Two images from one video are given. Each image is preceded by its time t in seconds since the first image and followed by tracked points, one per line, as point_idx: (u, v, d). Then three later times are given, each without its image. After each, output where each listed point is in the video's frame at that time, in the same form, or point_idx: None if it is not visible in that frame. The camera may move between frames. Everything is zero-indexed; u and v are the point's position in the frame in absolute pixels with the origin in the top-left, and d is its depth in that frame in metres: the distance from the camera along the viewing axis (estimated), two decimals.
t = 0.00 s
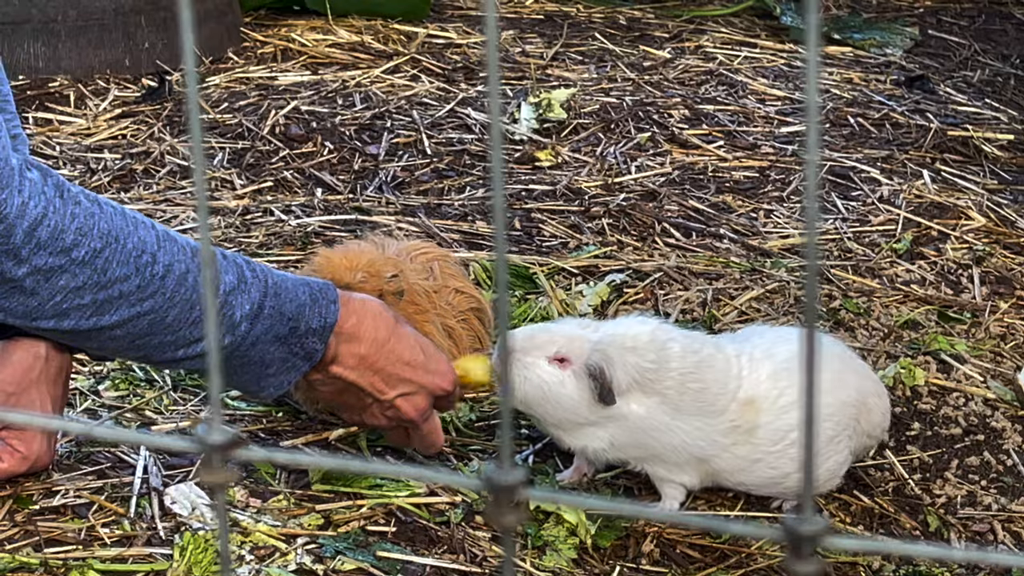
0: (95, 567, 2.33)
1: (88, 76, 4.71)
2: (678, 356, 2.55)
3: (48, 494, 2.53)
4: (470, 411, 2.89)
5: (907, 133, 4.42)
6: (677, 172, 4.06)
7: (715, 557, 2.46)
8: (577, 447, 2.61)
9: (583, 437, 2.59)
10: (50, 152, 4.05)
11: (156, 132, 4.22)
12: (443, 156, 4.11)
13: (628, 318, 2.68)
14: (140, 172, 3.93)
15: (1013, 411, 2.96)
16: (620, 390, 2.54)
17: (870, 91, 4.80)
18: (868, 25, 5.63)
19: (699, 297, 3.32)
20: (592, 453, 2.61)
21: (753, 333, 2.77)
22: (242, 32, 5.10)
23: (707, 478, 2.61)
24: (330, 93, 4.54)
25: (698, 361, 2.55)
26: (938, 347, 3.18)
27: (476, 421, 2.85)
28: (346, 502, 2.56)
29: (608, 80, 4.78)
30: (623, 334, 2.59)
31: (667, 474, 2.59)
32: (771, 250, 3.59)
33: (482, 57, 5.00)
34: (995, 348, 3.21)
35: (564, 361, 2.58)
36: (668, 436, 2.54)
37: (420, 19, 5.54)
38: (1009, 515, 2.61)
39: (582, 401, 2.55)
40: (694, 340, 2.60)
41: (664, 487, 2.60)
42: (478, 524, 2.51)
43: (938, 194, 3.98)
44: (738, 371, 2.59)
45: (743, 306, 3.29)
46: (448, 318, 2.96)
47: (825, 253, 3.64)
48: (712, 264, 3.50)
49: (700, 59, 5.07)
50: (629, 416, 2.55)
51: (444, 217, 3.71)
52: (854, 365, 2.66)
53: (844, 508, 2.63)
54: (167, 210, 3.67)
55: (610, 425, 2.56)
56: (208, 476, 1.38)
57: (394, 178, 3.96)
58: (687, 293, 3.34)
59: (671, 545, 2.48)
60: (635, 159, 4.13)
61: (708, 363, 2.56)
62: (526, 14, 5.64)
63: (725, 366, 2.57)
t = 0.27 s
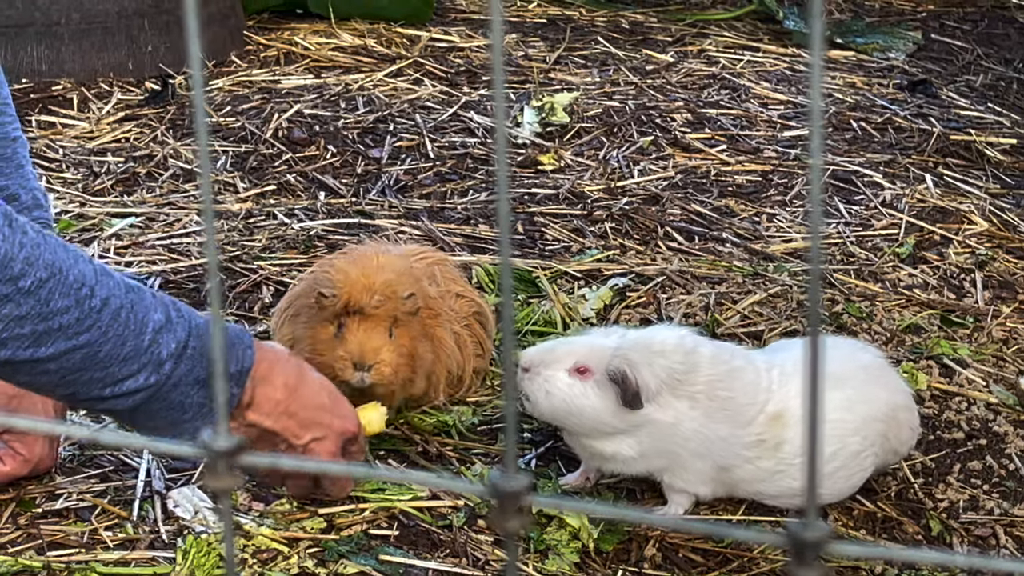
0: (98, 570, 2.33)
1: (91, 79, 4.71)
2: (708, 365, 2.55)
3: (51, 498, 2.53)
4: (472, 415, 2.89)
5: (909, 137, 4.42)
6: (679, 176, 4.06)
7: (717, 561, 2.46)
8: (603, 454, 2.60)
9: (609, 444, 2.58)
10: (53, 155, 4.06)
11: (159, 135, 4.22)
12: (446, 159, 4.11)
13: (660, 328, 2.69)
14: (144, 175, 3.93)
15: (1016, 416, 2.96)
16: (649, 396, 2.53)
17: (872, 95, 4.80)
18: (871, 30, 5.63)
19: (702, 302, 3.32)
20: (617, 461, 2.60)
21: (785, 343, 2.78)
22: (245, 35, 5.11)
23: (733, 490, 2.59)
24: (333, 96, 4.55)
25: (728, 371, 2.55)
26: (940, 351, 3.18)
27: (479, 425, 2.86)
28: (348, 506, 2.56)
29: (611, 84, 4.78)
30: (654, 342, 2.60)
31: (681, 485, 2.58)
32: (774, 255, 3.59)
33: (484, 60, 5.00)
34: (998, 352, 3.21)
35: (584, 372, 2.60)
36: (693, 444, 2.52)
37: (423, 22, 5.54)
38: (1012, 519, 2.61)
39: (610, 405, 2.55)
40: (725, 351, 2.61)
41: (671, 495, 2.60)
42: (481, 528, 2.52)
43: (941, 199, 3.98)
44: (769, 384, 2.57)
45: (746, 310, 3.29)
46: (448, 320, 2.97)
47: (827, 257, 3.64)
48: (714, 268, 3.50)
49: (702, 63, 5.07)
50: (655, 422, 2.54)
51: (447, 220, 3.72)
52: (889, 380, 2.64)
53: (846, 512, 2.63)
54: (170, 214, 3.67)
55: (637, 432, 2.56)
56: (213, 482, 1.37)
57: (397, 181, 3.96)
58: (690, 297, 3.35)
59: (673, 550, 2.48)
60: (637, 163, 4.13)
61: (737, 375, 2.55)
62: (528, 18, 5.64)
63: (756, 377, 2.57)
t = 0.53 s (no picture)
0: (101, 571, 2.33)
1: (95, 80, 4.71)
2: (694, 363, 2.53)
3: (54, 498, 2.54)
4: (475, 417, 2.90)
5: (913, 140, 4.42)
6: (683, 178, 4.07)
7: (720, 564, 2.47)
8: (589, 450, 2.59)
9: (595, 440, 2.57)
10: (57, 156, 4.06)
11: (162, 136, 4.23)
12: (450, 161, 4.11)
13: (646, 322, 2.67)
14: (147, 176, 3.93)
15: (1019, 418, 2.96)
16: (634, 393, 2.51)
17: (876, 98, 4.80)
18: (875, 33, 5.63)
19: (705, 304, 3.33)
20: (603, 457, 2.59)
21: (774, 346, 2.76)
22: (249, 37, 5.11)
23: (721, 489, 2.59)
24: (337, 98, 4.55)
25: (715, 370, 2.53)
26: (944, 353, 3.18)
27: (482, 427, 2.86)
28: (351, 508, 2.56)
29: (614, 86, 4.78)
30: (639, 338, 2.58)
31: (678, 486, 2.58)
32: (777, 257, 3.59)
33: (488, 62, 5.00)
34: (1001, 355, 3.21)
35: (564, 370, 2.58)
36: (679, 443, 2.52)
37: (427, 24, 5.55)
38: (1015, 522, 2.61)
39: (595, 402, 2.53)
40: (712, 348, 2.59)
41: (671, 496, 2.60)
42: (484, 530, 2.52)
43: (944, 201, 3.98)
44: (755, 386, 2.56)
45: (749, 312, 3.29)
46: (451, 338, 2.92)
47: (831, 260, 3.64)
48: (717, 271, 3.50)
49: (706, 65, 5.07)
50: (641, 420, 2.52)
51: (450, 222, 3.72)
52: (878, 381, 2.63)
53: (849, 515, 2.63)
54: (173, 215, 3.67)
55: (622, 429, 2.54)
56: (218, 484, 1.37)
57: (400, 183, 3.96)
58: (693, 299, 3.35)
59: (676, 552, 2.49)
60: (641, 165, 4.14)
61: (724, 374, 2.54)
62: (532, 20, 5.64)
63: (743, 377, 2.55)
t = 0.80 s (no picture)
0: (107, 572, 2.33)
1: (101, 81, 4.71)
2: (679, 361, 2.54)
3: (60, 499, 2.53)
4: (481, 418, 2.89)
5: (919, 142, 4.42)
6: (689, 180, 4.06)
7: (727, 565, 2.46)
8: (580, 450, 2.59)
9: (585, 440, 2.58)
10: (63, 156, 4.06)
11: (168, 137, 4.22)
12: (456, 162, 4.11)
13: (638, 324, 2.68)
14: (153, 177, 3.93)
15: None
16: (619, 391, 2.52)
17: (883, 100, 4.79)
18: (880, 35, 5.63)
19: (711, 306, 3.32)
20: (595, 457, 2.59)
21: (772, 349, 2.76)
22: (254, 38, 5.11)
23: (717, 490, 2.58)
24: (343, 99, 4.55)
25: (700, 369, 2.54)
26: (951, 356, 3.18)
27: (488, 428, 2.85)
28: (358, 509, 2.56)
29: (621, 88, 4.78)
30: (626, 337, 2.60)
31: (675, 485, 2.56)
32: (784, 259, 3.59)
33: (494, 64, 5.00)
34: (1008, 358, 3.20)
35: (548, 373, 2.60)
36: (666, 441, 2.51)
37: (433, 25, 5.55)
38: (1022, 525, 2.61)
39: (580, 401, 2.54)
40: (699, 347, 2.60)
41: (672, 496, 2.58)
42: (491, 531, 2.51)
43: (951, 204, 3.98)
44: (743, 385, 2.57)
45: (756, 314, 3.28)
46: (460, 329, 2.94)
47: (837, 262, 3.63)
48: (724, 272, 3.50)
49: (712, 67, 5.06)
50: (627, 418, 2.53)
51: (457, 223, 3.72)
52: (871, 383, 2.62)
53: (857, 517, 2.63)
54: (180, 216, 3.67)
55: (610, 428, 2.55)
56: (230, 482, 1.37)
57: (406, 184, 3.96)
58: (699, 301, 3.34)
59: (683, 553, 2.48)
60: (647, 167, 4.13)
61: (710, 372, 2.54)
62: (538, 21, 5.64)
63: (730, 376, 2.56)
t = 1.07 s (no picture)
0: (111, 573, 2.33)
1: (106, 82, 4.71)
2: (702, 364, 2.53)
3: (63, 500, 2.53)
4: (486, 419, 2.88)
5: (924, 145, 4.42)
6: (693, 183, 4.06)
7: (731, 568, 2.46)
8: (602, 454, 2.61)
9: (607, 442, 2.60)
10: (67, 157, 4.05)
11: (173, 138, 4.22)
12: (460, 164, 4.10)
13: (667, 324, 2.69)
14: (158, 178, 3.93)
15: None
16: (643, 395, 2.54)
17: (888, 103, 4.79)
18: (886, 38, 5.62)
19: (716, 308, 3.32)
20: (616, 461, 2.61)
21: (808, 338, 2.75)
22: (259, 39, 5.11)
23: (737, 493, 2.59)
24: (347, 101, 4.54)
25: (723, 372, 2.53)
26: (955, 359, 3.18)
27: (493, 430, 2.85)
28: (362, 511, 2.55)
29: (625, 90, 4.77)
30: (650, 337, 2.61)
31: (688, 487, 2.58)
32: (789, 262, 3.58)
33: (499, 66, 5.00)
34: (1013, 361, 3.20)
35: (576, 368, 2.62)
36: (688, 447, 2.53)
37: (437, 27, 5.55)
38: None
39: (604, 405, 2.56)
40: (723, 349, 2.60)
41: (684, 500, 2.60)
42: (495, 533, 2.51)
43: (956, 207, 3.97)
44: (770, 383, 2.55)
45: (760, 317, 3.28)
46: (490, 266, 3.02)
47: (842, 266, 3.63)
48: (729, 275, 3.49)
49: (717, 70, 5.06)
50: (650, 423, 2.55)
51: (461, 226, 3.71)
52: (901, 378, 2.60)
53: (860, 520, 2.62)
54: (184, 217, 3.66)
55: (633, 431, 2.57)
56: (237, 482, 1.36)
57: (410, 186, 3.96)
58: (704, 303, 3.34)
59: (686, 556, 2.48)
60: (652, 169, 4.13)
61: (733, 377, 2.52)
62: (543, 23, 5.64)
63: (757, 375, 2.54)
